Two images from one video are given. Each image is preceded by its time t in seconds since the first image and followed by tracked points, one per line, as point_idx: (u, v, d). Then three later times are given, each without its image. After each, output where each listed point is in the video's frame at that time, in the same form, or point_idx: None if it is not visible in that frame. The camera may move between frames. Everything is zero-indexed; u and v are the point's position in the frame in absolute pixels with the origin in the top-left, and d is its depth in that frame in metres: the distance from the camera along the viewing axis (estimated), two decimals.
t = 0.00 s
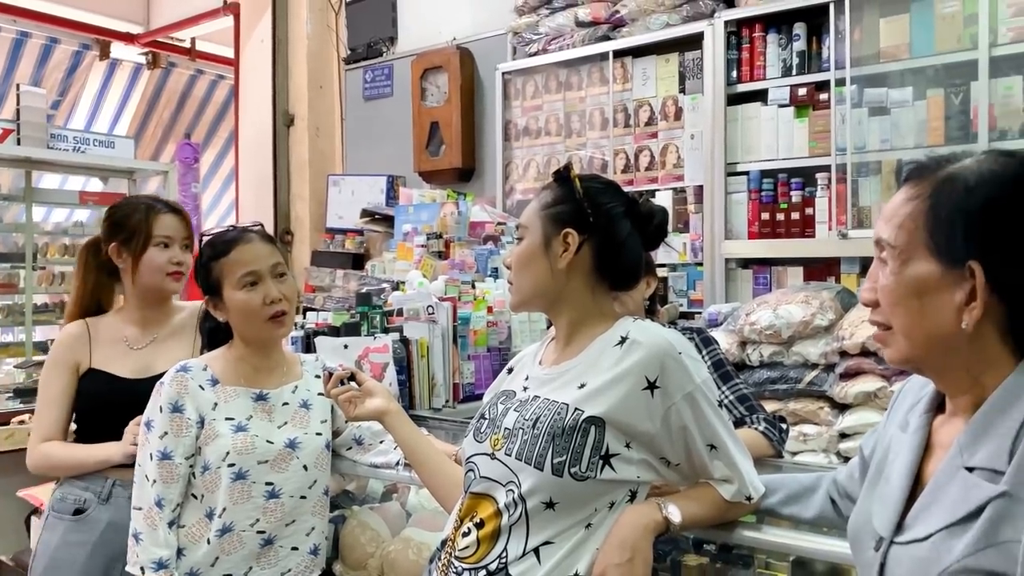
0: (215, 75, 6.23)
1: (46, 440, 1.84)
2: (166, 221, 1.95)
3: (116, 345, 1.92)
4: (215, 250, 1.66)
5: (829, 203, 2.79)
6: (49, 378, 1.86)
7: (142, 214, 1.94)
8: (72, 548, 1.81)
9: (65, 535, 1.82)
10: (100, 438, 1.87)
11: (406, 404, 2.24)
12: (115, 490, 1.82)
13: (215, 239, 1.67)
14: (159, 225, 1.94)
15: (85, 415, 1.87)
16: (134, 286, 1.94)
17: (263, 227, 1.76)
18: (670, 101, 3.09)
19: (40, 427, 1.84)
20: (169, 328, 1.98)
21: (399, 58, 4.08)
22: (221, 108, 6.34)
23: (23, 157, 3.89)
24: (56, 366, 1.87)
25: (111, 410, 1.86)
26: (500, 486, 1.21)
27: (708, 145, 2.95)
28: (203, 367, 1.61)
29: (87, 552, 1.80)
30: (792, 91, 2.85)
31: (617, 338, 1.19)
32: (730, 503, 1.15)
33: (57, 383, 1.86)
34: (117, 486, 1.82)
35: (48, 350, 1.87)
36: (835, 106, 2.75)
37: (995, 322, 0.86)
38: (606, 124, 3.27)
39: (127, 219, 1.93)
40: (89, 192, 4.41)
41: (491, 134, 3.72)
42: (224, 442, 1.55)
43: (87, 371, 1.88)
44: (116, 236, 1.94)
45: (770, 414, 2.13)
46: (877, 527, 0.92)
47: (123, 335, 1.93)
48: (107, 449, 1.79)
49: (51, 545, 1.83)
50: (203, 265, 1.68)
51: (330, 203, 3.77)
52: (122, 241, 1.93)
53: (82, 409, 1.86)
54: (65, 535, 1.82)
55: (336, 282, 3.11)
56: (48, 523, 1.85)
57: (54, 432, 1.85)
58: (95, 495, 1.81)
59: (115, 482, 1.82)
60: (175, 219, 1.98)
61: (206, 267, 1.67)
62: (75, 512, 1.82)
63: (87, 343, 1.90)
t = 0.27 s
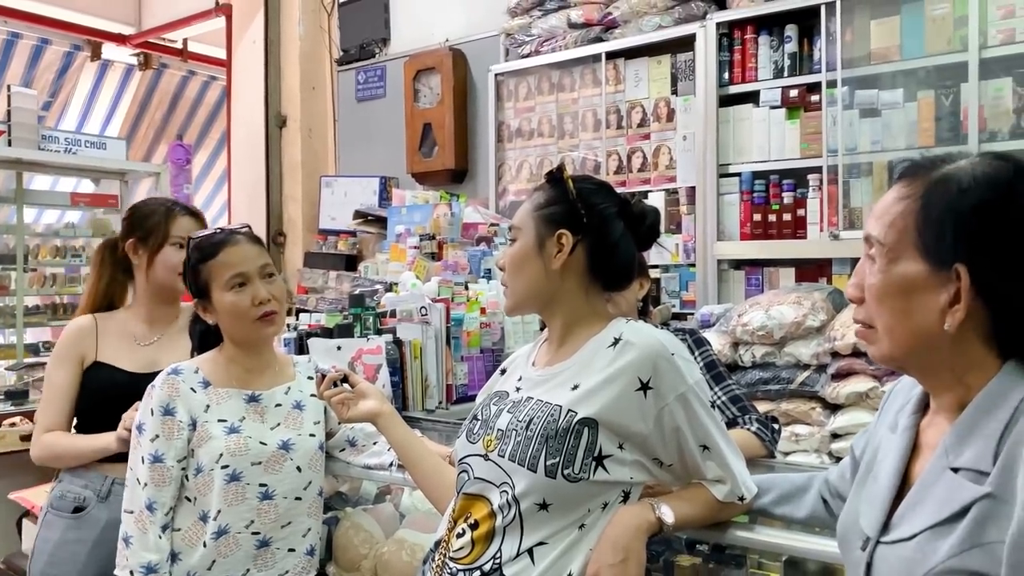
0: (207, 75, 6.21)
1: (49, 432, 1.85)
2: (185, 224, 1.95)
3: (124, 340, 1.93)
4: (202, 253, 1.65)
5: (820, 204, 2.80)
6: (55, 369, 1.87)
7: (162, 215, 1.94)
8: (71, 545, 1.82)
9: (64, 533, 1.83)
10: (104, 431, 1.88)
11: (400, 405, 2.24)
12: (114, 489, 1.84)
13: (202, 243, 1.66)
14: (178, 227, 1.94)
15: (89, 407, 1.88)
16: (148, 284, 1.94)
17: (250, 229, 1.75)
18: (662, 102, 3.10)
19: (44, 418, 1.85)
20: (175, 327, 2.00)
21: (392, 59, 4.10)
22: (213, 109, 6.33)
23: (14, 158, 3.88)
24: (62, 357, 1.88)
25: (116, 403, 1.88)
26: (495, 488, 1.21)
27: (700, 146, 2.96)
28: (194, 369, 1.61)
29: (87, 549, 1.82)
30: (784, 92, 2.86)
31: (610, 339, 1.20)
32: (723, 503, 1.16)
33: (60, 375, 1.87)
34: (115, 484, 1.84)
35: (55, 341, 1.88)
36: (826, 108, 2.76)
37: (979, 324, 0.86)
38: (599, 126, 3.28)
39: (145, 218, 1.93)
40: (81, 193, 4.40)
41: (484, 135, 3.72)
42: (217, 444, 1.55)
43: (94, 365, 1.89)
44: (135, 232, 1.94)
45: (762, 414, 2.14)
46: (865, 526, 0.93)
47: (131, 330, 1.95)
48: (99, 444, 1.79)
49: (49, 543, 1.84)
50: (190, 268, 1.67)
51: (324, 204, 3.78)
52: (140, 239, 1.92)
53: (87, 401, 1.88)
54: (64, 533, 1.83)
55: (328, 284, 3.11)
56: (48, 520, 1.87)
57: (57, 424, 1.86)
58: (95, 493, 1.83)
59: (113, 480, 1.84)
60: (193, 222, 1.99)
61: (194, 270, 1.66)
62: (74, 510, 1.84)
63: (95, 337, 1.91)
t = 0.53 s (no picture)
0: (202, 75, 6.19)
1: (37, 427, 1.84)
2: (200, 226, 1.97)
3: (121, 339, 1.92)
4: (197, 252, 1.64)
5: (816, 204, 2.80)
6: (47, 365, 1.85)
7: (179, 215, 1.96)
8: (69, 547, 1.81)
9: (62, 536, 1.81)
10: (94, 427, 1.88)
11: (395, 405, 2.23)
12: (114, 489, 1.84)
13: (198, 241, 1.66)
14: (194, 229, 1.96)
15: (80, 404, 1.88)
16: (154, 281, 1.93)
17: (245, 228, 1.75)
18: (658, 102, 3.10)
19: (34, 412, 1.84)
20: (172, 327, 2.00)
21: (387, 59, 4.08)
22: (208, 109, 6.31)
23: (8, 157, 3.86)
24: (56, 354, 1.86)
25: (109, 402, 1.88)
26: (492, 490, 1.21)
27: (696, 145, 2.96)
28: (189, 371, 1.60)
29: (86, 551, 1.81)
30: (779, 92, 2.86)
31: (606, 339, 1.19)
32: (720, 503, 1.16)
33: (54, 372, 1.85)
34: (116, 485, 1.84)
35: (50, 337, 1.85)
36: (822, 107, 2.76)
37: (972, 325, 0.86)
38: (595, 126, 3.28)
39: (162, 218, 1.94)
40: (75, 193, 4.39)
41: (480, 134, 3.72)
42: (212, 446, 1.54)
43: (87, 364, 1.88)
44: (148, 230, 1.93)
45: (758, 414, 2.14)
46: (858, 527, 0.93)
47: (130, 329, 1.94)
48: (94, 439, 1.79)
49: (46, 546, 1.82)
50: (185, 266, 1.67)
51: (318, 204, 3.77)
52: (153, 236, 1.92)
53: (79, 398, 1.87)
54: (62, 535, 1.81)
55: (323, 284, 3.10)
56: (43, 524, 1.85)
57: (46, 419, 1.85)
58: (94, 494, 1.83)
59: (113, 481, 1.84)
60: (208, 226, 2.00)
61: (188, 269, 1.65)
62: (72, 512, 1.83)
63: (92, 335, 1.90)
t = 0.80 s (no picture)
0: (199, 74, 6.19)
1: (44, 433, 1.83)
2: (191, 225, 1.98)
3: (121, 341, 1.92)
4: (196, 250, 1.64)
5: (815, 203, 2.80)
6: (50, 371, 1.84)
7: (170, 215, 1.96)
8: (88, 550, 1.81)
9: (79, 539, 1.81)
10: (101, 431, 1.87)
11: (394, 404, 2.22)
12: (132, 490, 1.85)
13: (196, 239, 1.65)
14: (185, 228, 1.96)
15: (85, 408, 1.87)
16: (149, 283, 1.94)
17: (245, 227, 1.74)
18: (656, 101, 3.10)
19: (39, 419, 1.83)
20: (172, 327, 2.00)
21: (384, 58, 4.08)
22: (205, 108, 6.31)
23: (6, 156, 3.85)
24: (58, 358, 1.85)
25: (115, 404, 1.87)
26: (490, 490, 1.21)
27: (695, 143, 2.96)
28: (186, 370, 1.60)
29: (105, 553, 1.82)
30: (777, 91, 2.86)
31: (605, 339, 1.19)
32: (720, 503, 1.16)
33: (57, 376, 1.84)
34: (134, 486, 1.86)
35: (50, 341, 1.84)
36: (820, 106, 2.76)
37: (969, 323, 0.86)
38: (593, 125, 3.28)
39: (153, 218, 1.94)
40: (72, 192, 4.38)
41: (478, 133, 3.72)
42: (207, 446, 1.54)
43: (91, 367, 1.87)
44: (140, 231, 1.93)
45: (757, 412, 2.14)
46: (855, 525, 0.93)
47: (128, 331, 1.94)
48: (99, 441, 1.79)
49: (62, 550, 1.81)
50: (182, 264, 1.66)
51: (316, 203, 3.76)
52: (145, 237, 1.92)
53: (84, 402, 1.86)
54: (78, 539, 1.81)
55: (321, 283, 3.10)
56: (56, 528, 1.83)
57: (52, 425, 1.84)
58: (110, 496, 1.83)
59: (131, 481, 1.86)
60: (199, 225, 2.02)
61: (186, 267, 1.65)
62: (88, 515, 1.82)
63: (93, 338, 1.89)
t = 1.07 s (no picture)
0: (198, 73, 6.18)
1: (42, 434, 1.82)
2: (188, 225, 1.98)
3: (120, 341, 1.92)
4: (200, 246, 1.64)
5: (815, 201, 2.79)
6: (48, 371, 1.84)
7: (167, 214, 1.97)
8: (95, 550, 1.81)
9: (86, 539, 1.81)
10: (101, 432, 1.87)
11: (394, 403, 2.22)
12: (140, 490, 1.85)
13: (200, 236, 1.65)
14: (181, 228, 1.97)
15: (84, 409, 1.86)
16: (147, 283, 1.94)
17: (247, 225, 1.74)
18: (655, 99, 3.09)
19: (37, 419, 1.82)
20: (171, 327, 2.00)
21: (384, 57, 4.08)
22: (204, 107, 6.31)
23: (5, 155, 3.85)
24: (57, 359, 1.85)
25: (114, 405, 1.87)
26: (490, 488, 1.20)
27: (695, 141, 2.95)
28: (185, 368, 1.60)
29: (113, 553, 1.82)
30: (777, 89, 2.86)
31: (605, 337, 1.19)
32: (720, 501, 1.16)
33: (56, 377, 1.84)
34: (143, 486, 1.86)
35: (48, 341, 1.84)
36: (820, 105, 2.76)
37: (969, 321, 0.86)
38: (593, 123, 3.28)
39: (149, 218, 1.95)
40: (71, 191, 4.38)
41: (478, 132, 3.71)
42: (205, 445, 1.54)
43: (90, 367, 1.87)
44: (137, 232, 1.94)
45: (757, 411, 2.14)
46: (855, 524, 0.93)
47: (126, 331, 1.94)
48: (103, 441, 1.78)
49: (69, 550, 1.80)
50: (186, 260, 1.66)
51: (316, 202, 3.76)
52: (141, 238, 1.93)
53: (82, 403, 1.86)
54: (86, 539, 1.81)
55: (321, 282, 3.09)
56: (62, 527, 1.83)
57: (50, 426, 1.83)
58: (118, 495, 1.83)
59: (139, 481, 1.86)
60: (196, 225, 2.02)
61: (190, 264, 1.65)
62: (96, 515, 1.82)
63: (91, 338, 1.89)
